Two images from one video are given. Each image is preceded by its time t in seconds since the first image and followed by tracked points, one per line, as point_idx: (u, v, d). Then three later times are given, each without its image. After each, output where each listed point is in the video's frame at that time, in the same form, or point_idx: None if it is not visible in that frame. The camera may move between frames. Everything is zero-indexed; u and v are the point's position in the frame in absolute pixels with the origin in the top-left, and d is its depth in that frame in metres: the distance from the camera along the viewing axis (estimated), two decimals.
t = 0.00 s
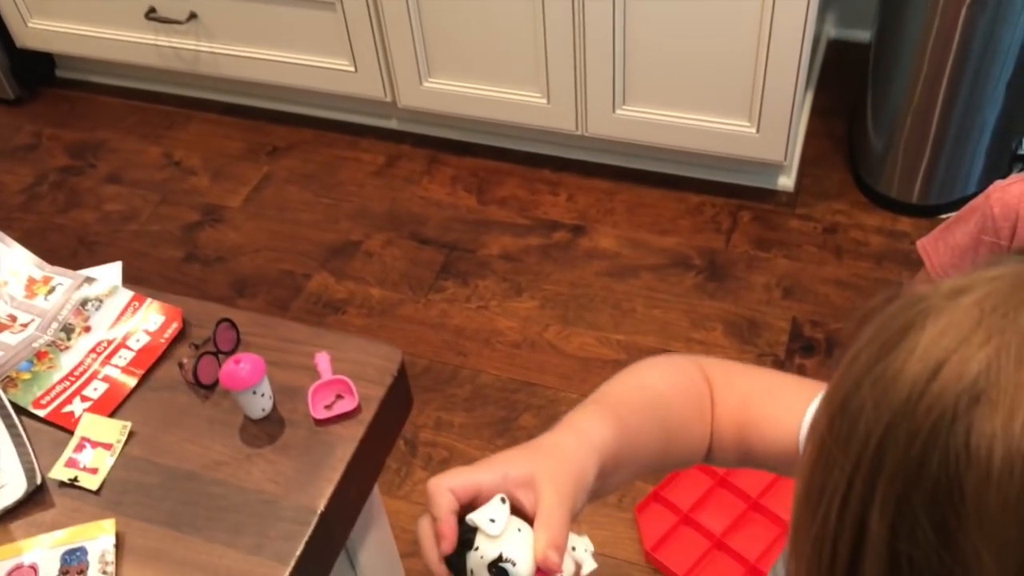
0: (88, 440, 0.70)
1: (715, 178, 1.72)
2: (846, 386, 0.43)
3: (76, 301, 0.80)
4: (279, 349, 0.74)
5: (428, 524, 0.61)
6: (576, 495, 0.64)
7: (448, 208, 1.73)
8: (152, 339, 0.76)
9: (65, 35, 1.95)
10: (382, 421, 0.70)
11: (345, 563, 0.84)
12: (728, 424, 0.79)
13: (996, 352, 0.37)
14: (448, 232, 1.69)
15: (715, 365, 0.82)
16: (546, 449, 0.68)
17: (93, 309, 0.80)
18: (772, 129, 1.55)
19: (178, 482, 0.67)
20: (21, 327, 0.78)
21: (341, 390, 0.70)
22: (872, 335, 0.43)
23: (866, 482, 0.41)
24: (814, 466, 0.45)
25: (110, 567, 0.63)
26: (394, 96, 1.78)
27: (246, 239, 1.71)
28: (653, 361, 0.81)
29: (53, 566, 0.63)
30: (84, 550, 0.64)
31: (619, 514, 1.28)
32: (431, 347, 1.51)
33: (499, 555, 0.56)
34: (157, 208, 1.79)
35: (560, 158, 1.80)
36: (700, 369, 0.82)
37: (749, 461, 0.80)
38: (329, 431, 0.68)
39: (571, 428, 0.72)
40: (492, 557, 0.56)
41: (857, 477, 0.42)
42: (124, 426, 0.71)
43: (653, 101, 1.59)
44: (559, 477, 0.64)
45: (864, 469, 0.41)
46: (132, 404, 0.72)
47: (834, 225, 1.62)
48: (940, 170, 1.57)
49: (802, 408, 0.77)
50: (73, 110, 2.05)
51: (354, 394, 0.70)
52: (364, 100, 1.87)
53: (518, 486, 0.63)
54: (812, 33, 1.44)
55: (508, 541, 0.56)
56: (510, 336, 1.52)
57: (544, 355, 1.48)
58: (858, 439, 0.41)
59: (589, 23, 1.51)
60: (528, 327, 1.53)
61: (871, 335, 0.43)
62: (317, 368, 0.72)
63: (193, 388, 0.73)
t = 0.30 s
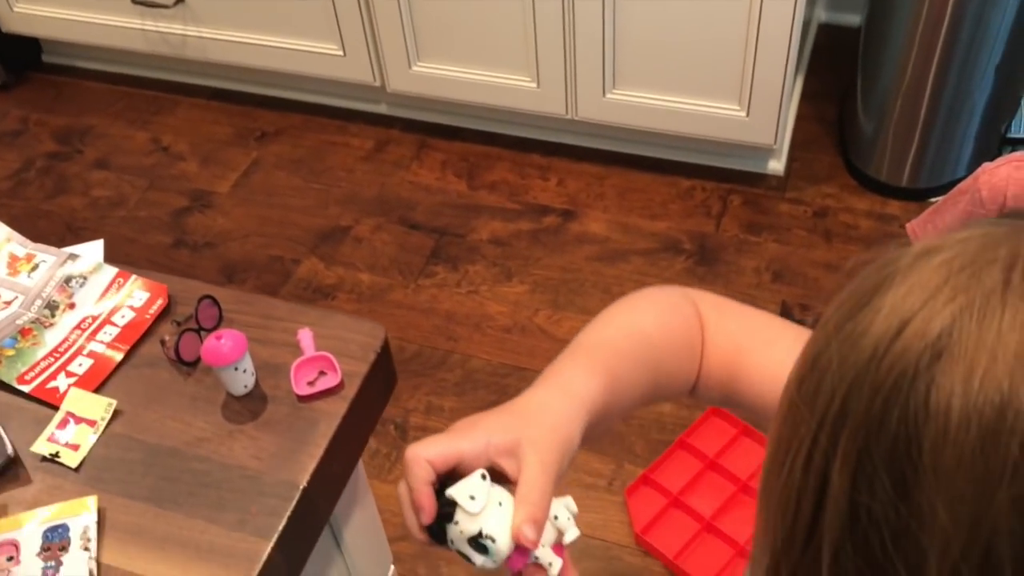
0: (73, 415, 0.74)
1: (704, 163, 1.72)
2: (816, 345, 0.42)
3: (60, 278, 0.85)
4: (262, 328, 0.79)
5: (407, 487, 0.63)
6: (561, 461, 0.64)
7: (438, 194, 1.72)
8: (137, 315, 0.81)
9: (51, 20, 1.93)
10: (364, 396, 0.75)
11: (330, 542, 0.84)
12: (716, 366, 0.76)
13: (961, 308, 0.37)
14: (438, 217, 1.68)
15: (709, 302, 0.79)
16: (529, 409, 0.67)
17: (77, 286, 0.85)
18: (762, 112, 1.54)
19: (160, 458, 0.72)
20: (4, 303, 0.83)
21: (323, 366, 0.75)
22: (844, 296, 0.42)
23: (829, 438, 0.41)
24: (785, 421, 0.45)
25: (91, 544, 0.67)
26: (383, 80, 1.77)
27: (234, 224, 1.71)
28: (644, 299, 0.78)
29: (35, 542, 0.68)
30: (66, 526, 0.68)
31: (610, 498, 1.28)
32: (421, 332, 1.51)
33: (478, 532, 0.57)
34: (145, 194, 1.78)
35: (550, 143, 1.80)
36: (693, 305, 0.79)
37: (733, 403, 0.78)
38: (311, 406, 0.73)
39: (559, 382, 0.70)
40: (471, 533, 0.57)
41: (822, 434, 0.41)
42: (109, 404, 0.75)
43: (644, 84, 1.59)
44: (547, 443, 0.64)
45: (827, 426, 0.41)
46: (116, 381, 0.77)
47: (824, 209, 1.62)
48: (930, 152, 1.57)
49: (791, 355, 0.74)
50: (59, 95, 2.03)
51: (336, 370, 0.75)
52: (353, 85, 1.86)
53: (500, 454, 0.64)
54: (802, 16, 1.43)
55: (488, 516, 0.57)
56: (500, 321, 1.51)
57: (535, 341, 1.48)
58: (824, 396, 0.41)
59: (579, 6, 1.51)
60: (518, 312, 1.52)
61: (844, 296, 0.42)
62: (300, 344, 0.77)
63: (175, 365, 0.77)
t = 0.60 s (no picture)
0: (61, 398, 0.74)
1: (699, 149, 1.71)
2: (813, 313, 0.43)
3: (47, 261, 0.85)
4: (251, 310, 0.79)
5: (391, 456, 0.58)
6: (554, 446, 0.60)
7: (431, 180, 1.72)
8: (125, 297, 0.81)
9: (41, 6, 1.92)
10: (354, 377, 0.75)
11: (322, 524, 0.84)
12: (727, 326, 0.74)
13: (957, 280, 0.37)
14: (431, 204, 1.68)
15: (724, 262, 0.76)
16: (528, 384, 0.62)
17: (64, 269, 0.85)
18: (756, 99, 1.54)
19: (148, 441, 0.72)
20: None
21: (314, 348, 0.75)
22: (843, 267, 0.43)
23: (819, 403, 0.42)
24: (777, 387, 0.46)
25: (78, 526, 0.67)
26: (376, 66, 1.76)
27: (227, 211, 1.70)
28: (660, 253, 0.74)
29: (21, 525, 0.68)
30: (53, 509, 0.68)
31: (604, 484, 1.28)
32: (415, 320, 1.50)
33: (452, 516, 0.53)
34: (136, 181, 1.77)
35: (544, 130, 1.79)
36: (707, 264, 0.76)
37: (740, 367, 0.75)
38: (301, 388, 0.73)
39: (565, 350, 0.66)
40: (446, 516, 0.53)
41: (813, 400, 0.42)
42: (97, 388, 0.75)
43: (638, 70, 1.58)
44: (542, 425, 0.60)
45: (817, 393, 0.42)
46: (104, 363, 0.77)
47: (819, 195, 1.62)
48: (925, 138, 1.57)
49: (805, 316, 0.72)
50: (50, 82, 2.02)
51: (326, 351, 0.75)
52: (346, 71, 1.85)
53: (493, 432, 0.59)
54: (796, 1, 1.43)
55: (466, 499, 0.53)
56: (494, 308, 1.51)
57: (530, 329, 1.47)
58: (817, 363, 0.42)
59: None
60: (512, 299, 1.52)
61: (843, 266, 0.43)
62: (290, 326, 0.77)
63: (164, 346, 0.77)
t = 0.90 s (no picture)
0: (49, 392, 0.74)
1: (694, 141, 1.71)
2: (795, 334, 0.42)
3: (35, 252, 0.85)
4: (243, 303, 0.79)
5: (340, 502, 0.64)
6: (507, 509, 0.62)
7: (426, 170, 1.71)
8: (114, 289, 0.80)
9: None
10: (344, 372, 0.74)
11: (313, 518, 0.84)
12: (731, 320, 0.70)
13: (942, 288, 0.37)
14: (426, 195, 1.67)
15: (726, 250, 0.71)
16: (484, 439, 0.63)
17: (53, 261, 0.84)
18: (752, 90, 1.53)
19: (137, 435, 0.71)
20: None
21: (303, 342, 0.75)
22: (822, 284, 0.42)
23: (813, 427, 0.41)
24: (763, 414, 0.45)
25: (67, 522, 0.67)
26: (371, 56, 1.75)
27: (220, 201, 1.69)
28: (655, 246, 0.70)
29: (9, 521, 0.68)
30: (40, 504, 0.68)
31: (598, 476, 1.28)
32: (409, 311, 1.50)
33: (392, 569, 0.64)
34: (129, 171, 1.77)
35: (540, 121, 1.78)
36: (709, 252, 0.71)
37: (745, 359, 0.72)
38: (291, 382, 0.73)
39: (537, 387, 0.65)
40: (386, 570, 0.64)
41: (807, 425, 0.41)
42: (86, 381, 0.75)
43: (633, 61, 1.58)
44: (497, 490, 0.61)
45: (811, 416, 0.41)
46: (93, 356, 0.77)
47: (814, 187, 1.61)
48: (921, 129, 1.56)
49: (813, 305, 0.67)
50: (42, 71, 2.01)
51: (316, 345, 0.74)
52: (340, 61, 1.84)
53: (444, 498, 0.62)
54: None
55: (405, 563, 0.63)
56: (488, 299, 1.51)
57: (524, 321, 1.47)
58: (808, 385, 0.41)
59: None
60: (507, 290, 1.52)
61: (822, 283, 0.42)
62: (279, 319, 0.76)
63: (153, 340, 0.77)
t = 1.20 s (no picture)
0: (77, 357, 0.74)
1: (704, 125, 1.70)
2: (816, 342, 0.43)
3: (57, 220, 0.84)
4: (267, 271, 0.78)
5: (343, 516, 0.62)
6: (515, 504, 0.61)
7: (434, 153, 1.71)
8: (139, 256, 0.80)
9: None
10: (374, 340, 0.74)
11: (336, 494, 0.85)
12: (746, 303, 0.69)
13: (966, 291, 0.37)
14: (433, 177, 1.67)
15: (739, 235, 0.71)
16: (488, 439, 0.63)
17: (76, 227, 0.84)
18: (763, 75, 1.52)
19: (163, 401, 0.71)
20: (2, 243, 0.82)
21: (332, 310, 0.75)
22: (840, 287, 0.43)
23: (843, 438, 0.41)
24: (789, 426, 0.45)
25: (96, 487, 0.67)
26: (379, 37, 1.75)
27: (227, 182, 1.69)
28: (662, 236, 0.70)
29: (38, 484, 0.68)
30: (69, 469, 0.68)
31: (605, 459, 1.28)
32: (416, 293, 1.50)
33: None
34: (135, 151, 1.76)
35: (547, 105, 1.78)
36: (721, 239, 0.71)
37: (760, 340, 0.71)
38: (319, 350, 0.73)
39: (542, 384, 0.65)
40: None
41: (837, 439, 0.42)
42: (113, 347, 0.75)
43: (643, 44, 1.57)
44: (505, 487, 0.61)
45: (841, 430, 0.41)
46: (119, 322, 0.77)
47: (823, 173, 1.61)
48: (931, 116, 1.55)
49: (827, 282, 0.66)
50: (48, 50, 2.00)
51: (344, 314, 0.74)
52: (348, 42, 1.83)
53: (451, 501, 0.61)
54: None
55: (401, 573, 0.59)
56: (495, 282, 1.51)
57: (529, 304, 1.47)
58: (836, 396, 0.41)
59: None
60: (514, 274, 1.51)
61: (840, 286, 0.43)
62: (307, 288, 0.76)
63: (180, 307, 0.77)
